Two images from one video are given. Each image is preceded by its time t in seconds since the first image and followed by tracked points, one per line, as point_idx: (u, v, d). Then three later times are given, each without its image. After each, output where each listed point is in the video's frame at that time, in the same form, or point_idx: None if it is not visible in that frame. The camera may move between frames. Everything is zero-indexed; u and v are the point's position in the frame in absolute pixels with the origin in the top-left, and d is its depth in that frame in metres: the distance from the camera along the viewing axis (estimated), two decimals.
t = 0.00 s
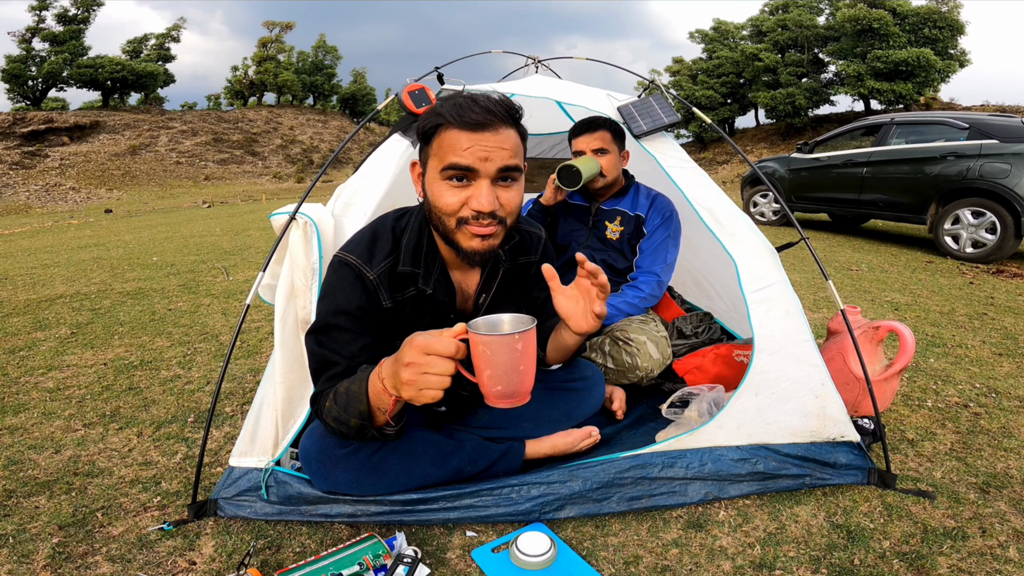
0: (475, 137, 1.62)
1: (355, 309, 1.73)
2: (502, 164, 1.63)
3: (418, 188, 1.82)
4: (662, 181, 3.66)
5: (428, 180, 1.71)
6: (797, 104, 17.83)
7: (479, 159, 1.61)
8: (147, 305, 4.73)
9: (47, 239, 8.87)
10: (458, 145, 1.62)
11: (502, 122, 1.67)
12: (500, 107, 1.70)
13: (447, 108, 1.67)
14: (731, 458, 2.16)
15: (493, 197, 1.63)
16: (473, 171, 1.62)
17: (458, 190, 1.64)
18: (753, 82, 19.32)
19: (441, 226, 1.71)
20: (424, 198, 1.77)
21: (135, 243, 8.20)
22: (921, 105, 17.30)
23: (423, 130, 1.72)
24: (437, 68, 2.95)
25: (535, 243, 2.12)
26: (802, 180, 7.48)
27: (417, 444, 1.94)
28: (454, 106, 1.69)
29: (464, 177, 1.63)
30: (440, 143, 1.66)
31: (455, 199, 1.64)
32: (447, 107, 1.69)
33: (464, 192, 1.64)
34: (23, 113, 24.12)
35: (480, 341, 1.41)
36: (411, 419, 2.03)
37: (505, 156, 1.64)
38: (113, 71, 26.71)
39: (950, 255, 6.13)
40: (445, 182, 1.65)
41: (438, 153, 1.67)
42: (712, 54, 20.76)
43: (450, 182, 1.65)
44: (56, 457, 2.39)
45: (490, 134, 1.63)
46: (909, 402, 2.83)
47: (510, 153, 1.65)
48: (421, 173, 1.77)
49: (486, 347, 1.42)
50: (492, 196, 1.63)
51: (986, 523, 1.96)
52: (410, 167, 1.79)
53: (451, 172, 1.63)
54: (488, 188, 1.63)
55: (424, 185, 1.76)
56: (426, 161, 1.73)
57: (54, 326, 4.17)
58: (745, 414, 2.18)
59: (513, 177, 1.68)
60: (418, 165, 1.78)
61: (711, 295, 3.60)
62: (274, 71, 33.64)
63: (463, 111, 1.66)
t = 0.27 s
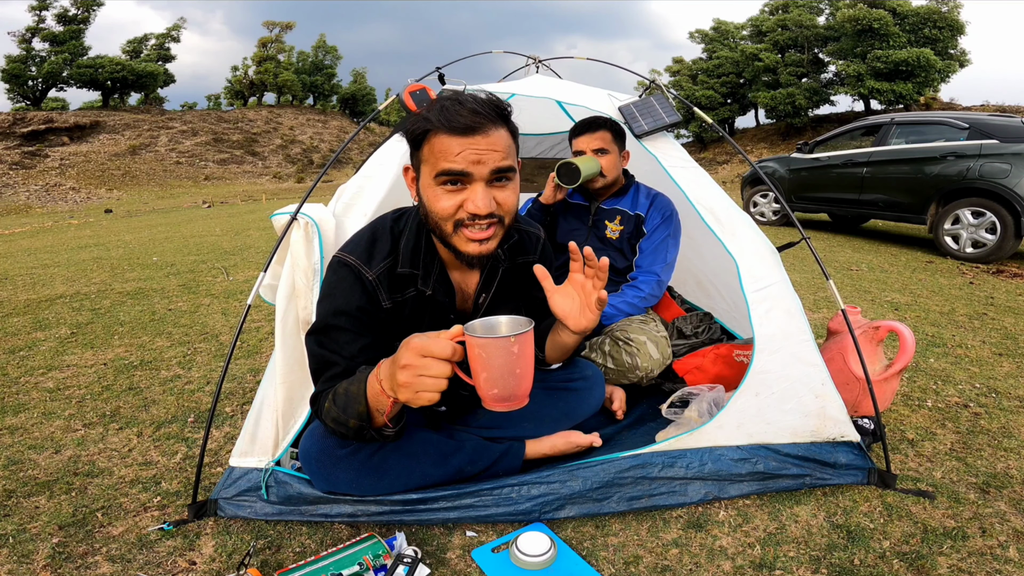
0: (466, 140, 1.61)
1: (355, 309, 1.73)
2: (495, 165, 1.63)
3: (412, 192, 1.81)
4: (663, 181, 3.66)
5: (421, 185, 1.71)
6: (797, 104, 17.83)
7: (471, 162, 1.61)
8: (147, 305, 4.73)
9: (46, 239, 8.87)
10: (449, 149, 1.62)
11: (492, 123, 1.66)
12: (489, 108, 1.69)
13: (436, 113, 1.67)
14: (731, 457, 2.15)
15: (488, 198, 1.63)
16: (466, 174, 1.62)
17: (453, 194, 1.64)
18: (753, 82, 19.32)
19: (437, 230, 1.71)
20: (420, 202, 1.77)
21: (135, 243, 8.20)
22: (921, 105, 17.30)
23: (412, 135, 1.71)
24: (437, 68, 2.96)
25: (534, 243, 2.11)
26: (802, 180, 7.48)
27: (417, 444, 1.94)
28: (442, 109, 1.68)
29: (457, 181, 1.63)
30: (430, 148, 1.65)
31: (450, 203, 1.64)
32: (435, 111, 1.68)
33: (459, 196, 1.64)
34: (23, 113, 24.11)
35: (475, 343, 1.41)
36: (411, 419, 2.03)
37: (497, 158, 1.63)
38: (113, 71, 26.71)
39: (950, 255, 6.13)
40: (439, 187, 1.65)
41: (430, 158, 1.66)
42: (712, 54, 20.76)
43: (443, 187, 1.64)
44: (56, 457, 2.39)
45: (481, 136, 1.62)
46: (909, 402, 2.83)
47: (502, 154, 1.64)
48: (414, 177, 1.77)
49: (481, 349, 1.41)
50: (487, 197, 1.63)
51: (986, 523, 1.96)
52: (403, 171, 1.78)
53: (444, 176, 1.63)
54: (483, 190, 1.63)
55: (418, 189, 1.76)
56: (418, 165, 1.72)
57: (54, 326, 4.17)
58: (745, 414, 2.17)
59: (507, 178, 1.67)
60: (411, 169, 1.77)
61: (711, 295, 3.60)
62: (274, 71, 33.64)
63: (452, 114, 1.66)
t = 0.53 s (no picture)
0: (463, 140, 1.61)
1: (353, 309, 1.73)
2: (493, 164, 1.63)
3: (410, 193, 1.81)
4: (663, 181, 3.66)
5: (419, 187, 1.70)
6: (797, 104, 17.84)
7: (468, 161, 1.61)
8: (147, 305, 4.73)
9: (46, 239, 8.88)
10: (446, 149, 1.61)
11: (488, 121, 1.66)
12: (483, 107, 1.69)
13: (430, 113, 1.67)
14: (731, 457, 2.16)
15: (487, 197, 1.63)
16: (464, 174, 1.62)
17: (452, 194, 1.64)
18: (753, 82, 19.32)
19: (437, 230, 1.71)
20: (418, 203, 1.77)
21: (135, 243, 8.20)
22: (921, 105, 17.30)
23: (407, 137, 1.71)
24: (438, 69, 2.95)
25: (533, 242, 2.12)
26: (801, 180, 7.48)
27: (416, 444, 1.94)
28: (435, 110, 1.68)
29: (455, 181, 1.63)
30: (427, 149, 1.65)
31: (450, 203, 1.64)
32: (429, 112, 1.68)
33: (459, 196, 1.64)
34: (23, 113, 24.11)
35: (472, 347, 1.40)
36: (411, 419, 2.03)
37: (495, 156, 1.63)
38: (113, 71, 26.70)
39: (950, 255, 6.13)
40: (437, 187, 1.65)
41: (426, 159, 1.66)
42: (712, 54, 20.76)
43: (441, 188, 1.64)
44: (56, 457, 2.39)
45: (477, 135, 1.62)
46: (909, 402, 2.83)
47: (499, 152, 1.64)
48: (411, 178, 1.77)
49: (478, 353, 1.41)
50: (486, 196, 1.63)
51: (986, 523, 1.96)
52: (400, 173, 1.78)
53: (443, 177, 1.63)
54: (482, 189, 1.63)
55: (415, 190, 1.76)
56: (415, 167, 1.72)
57: (54, 326, 4.17)
58: (745, 413, 2.18)
59: (505, 176, 1.67)
60: (408, 171, 1.77)
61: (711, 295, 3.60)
62: (274, 71, 33.64)
63: (446, 114, 1.66)
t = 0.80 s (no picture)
0: (461, 141, 1.61)
1: (352, 310, 1.73)
2: (491, 165, 1.62)
3: (408, 194, 1.81)
4: (663, 181, 3.66)
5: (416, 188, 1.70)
6: (797, 104, 17.83)
7: (466, 162, 1.61)
8: (147, 305, 4.73)
9: (46, 239, 8.87)
10: (443, 150, 1.61)
11: (486, 123, 1.66)
12: (481, 108, 1.69)
13: (428, 113, 1.67)
14: (731, 457, 2.15)
15: (485, 198, 1.63)
16: (461, 175, 1.62)
17: (449, 195, 1.64)
18: (753, 82, 19.33)
19: (435, 232, 1.71)
20: (415, 204, 1.77)
21: (135, 243, 8.21)
22: (921, 105, 17.30)
23: (405, 138, 1.71)
24: (438, 69, 2.95)
25: (531, 243, 2.12)
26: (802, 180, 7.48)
27: (416, 444, 1.94)
28: (433, 111, 1.68)
29: (453, 182, 1.63)
30: (425, 150, 1.65)
31: (448, 205, 1.64)
32: (427, 113, 1.68)
33: (456, 197, 1.64)
34: (23, 113, 24.10)
35: (469, 346, 1.41)
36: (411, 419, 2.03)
37: (492, 157, 1.63)
38: (113, 71, 26.70)
39: (950, 254, 6.13)
40: (434, 188, 1.65)
41: (424, 160, 1.66)
42: (712, 54, 20.76)
43: (439, 189, 1.64)
44: (56, 457, 2.39)
45: (476, 136, 1.62)
46: (909, 402, 2.83)
47: (497, 154, 1.64)
48: (409, 179, 1.77)
49: (475, 353, 1.41)
50: (484, 198, 1.63)
51: (986, 522, 1.96)
52: (398, 174, 1.78)
53: (440, 178, 1.63)
54: (479, 190, 1.63)
55: (413, 191, 1.76)
56: (412, 167, 1.72)
57: (54, 326, 4.17)
58: (745, 413, 2.17)
59: (503, 177, 1.67)
60: (406, 171, 1.77)
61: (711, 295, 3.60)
62: (274, 71, 33.65)
63: (444, 115, 1.65)
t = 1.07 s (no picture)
0: (465, 141, 1.61)
1: (353, 310, 1.73)
2: (494, 167, 1.62)
3: (411, 193, 1.81)
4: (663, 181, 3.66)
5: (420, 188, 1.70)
6: (797, 104, 17.83)
7: (470, 163, 1.61)
8: (147, 305, 4.73)
9: (46, 239, 8.88)
10: (448, 150, 1.61)
11: (491, 124, 1.66)
12: (487, 109, 1.69)
13: (434, 113, 1.67)
14: (731, 457, 2.15)
15: (488, 199, 1.63)
16: (465, 176, 1.62)
17: (452, 195, 1.64)
18: (753, 82, 19.33)
19: (437, 232, 1.71)
20: (418, 203, 1.77)
21: (135, 243, 8.21)
22: (921, 105, 17.30)
23: (411, 137, 1.71)
24: (438, 69, 2.94)
25: (532, 243, 2.12)
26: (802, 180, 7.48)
27: (416, 444, 1.94)
28: (439, 111, 1.68)
29: (456, 182, 1.63)
30: (429, 149, 1.65)
31: (450, 205, 1.64)
32: (433, 113, 1.68)
33: (459, 197, 1.64)
34: (23, 113, 24.11)
35: (469, 347, 1.40)
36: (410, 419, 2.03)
37: (497, 159, 1.63)
38: (113, 71, 26.70)
39: (950, 254, 6.13)
40: (438, 188, 1.65)
41: (428, 160, 1.66)
42: (712, 54, 20.76)
43: (442, 189, 1.64)
44: (56, 457, 2.39)
45: (481, 137, 1.62)
46: (909, 402, 2.83)
47: (501, 156, 1.64)
48: (412, 178, 1.77)
49: (475, 353, 1.41)
50: (487, 198, 1.63)
51: (986, 523, 1.96)
52: (401, 173, 1.78)
53: (444, 178, 1.63)
54: (483, 191, 1.63)
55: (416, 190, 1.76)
56: (416, 167, 1.72)
57: (54, 326, 4.17)
58: (745, 414, 2.18)
59: (506, 179, 1.67)
60: (409, 171, 1.77)
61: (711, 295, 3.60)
62: (274, 71, 33.65)
63: (450, 115, 1.66)
